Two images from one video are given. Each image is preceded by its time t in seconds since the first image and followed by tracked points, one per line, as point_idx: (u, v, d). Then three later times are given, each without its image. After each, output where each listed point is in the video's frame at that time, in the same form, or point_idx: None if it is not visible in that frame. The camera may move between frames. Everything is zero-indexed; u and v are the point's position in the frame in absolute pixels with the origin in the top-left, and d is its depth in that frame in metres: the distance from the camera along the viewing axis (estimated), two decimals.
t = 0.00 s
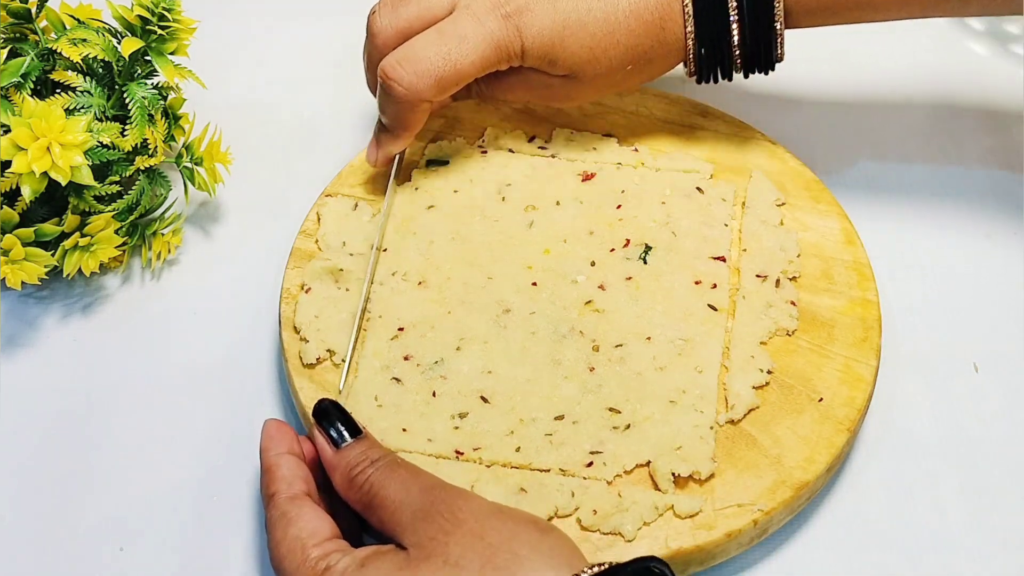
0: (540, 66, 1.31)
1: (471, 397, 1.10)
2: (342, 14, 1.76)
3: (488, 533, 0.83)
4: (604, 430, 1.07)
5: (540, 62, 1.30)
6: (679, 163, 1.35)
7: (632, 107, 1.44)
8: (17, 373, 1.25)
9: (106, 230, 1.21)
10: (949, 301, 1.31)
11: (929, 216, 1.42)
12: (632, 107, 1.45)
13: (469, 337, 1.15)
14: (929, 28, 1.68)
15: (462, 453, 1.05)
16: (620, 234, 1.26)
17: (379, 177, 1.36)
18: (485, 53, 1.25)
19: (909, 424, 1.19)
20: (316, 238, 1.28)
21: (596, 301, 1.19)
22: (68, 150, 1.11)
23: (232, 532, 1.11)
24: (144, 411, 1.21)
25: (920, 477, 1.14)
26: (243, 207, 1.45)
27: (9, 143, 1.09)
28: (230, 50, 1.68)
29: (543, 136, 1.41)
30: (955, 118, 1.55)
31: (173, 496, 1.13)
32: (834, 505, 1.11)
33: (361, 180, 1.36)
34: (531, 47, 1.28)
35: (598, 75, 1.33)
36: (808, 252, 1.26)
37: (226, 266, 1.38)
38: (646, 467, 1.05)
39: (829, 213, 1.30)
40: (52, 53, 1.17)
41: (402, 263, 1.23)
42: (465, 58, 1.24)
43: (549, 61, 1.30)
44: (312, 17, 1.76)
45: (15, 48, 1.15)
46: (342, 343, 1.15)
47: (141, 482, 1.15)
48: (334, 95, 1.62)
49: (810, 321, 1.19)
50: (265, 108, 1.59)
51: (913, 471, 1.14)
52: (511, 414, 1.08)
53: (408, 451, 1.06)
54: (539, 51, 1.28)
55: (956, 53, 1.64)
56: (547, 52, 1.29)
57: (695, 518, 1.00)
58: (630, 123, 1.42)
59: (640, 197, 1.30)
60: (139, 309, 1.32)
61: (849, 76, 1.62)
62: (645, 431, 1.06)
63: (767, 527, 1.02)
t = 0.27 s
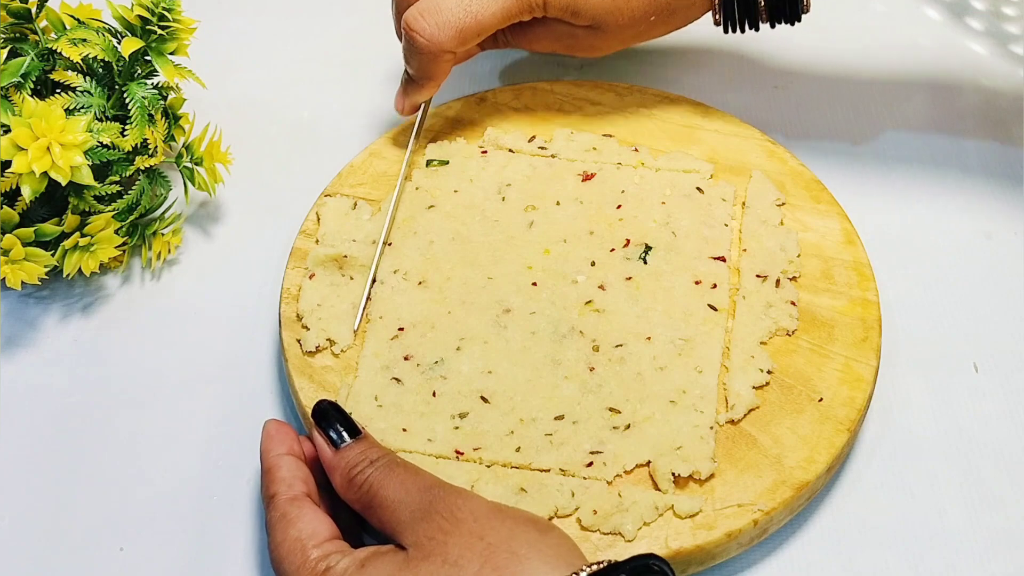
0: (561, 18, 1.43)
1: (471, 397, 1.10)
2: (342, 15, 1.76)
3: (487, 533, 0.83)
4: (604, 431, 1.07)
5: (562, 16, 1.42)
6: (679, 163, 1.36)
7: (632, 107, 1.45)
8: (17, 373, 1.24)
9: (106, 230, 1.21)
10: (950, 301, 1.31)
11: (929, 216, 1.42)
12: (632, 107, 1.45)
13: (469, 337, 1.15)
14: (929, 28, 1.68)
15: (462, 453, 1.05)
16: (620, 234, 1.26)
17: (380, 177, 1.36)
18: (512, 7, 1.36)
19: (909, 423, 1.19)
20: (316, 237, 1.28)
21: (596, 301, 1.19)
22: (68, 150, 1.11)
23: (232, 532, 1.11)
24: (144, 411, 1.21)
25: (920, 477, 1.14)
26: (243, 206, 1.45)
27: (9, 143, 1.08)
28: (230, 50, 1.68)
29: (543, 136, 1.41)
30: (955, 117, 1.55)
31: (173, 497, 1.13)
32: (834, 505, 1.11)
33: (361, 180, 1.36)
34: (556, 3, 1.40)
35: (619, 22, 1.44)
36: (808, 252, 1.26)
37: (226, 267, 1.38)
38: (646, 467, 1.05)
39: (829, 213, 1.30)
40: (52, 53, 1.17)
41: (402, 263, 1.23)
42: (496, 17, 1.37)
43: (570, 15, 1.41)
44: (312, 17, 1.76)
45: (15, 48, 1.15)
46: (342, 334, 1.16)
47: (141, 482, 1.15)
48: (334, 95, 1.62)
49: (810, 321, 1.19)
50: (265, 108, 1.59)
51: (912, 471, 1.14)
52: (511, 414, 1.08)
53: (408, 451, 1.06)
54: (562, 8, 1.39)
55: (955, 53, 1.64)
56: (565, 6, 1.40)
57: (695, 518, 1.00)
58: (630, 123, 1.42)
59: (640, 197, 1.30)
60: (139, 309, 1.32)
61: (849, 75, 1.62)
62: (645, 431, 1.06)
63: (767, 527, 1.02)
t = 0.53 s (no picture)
0: None
1: (471, 397, 1.10)
2: (342, 15, 1.77)
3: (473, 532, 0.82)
4: (604, 431, 1.07)
5: None
6: (679, 162, 1.36)
7: (632, 107, 1.45)
8: (17, 373, 1.24)
9: (106, 230, 1.21)
10: (950, 300, 1.31)
11: (930, 216, 1.42)
12: (632, 107, 1.45)
13: (469, 337, 1.15)
14: (929, 28, 1.68)
15: (462, 453, 1.05)
16: (620, 234, 1.26)
17: (380, 177, 1.36)
18: None
19: (909, 423, 1.19)
20: (316, 237, 1.28)
21: (596, 301, 1.19)
22: (68, 150, 1.11)
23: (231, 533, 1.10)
24: (144, 411, 1.21)
25: (920, 477, 1.14)
26: (243, 206, 1.45)
27: (9, 142, 1.08)
28: (230, 50, 1.68)
29: (543, 136, 1.41)
30: (955, 117, 1.55)
31: (173, 497, 1.13)
32: (834, 505, 1.11)
33: (361, 180, 1.36)
34: None
35: None
36: (808, 252, 1.26)
37: (226, 266, 1.38)
38: (646, 467, 1.05)
39: (828, 213, 1.30)
40: (52, 53, 1.17)
41: (402, 263, 1.23)
42: None
43: None
44: (312, 17, 1.76)
45: (15, 48, 1.15)
46: (342, 334, 1.17)
47: (140, 482, 1.14)
48: (334, 94, 1.62)
49: (810, 321, 1.19)
50: (265, 108, 1.59)
51: (912, 471, 1.14)
52: (510, 414, 1.08)
53: (408, 451, 1.06)
54: None
55: (955, 53, 1.64)
56: None
57: (694, 518, 1.00)
58: (630, 123, 1.43)
59: (640, 197, 1.30)
60: (139, 309, 1.32)
61: (849, 76, 1.62)
62: (645, 431, 1.06)
63: (767, 527, 1.02)
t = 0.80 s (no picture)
0: None
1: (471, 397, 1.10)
2: (342, 14, 1.77)
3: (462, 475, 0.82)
4: (604, 431, 1.07)
5: None
6: (679, 163, 1.36)
7: (632, 107, 1.45)
8: (17, 373, 1.24)
9: (106, 230, 1.21)
10: (950, 300, 1.31)
11: (929, 216, 1.42)
12: (632, 107, 1.45)
13: (469, 337, 1.15)
14: (928, 27, 1.68)
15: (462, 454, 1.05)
16: (620, 234, 1.26)
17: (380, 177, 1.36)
18: None
19: (909, 423, 1.19)
20: (317, 237, 1.28)
21: (596, 301, 1.18)
22: (68, 150, 1.10)
23: (231, 533, 1.10)
24: (144, 411, 1.21)
25: (920, 477, 1.14)
26: (243, 206, 1.45)
27: (9, 142, 1.08)
28: (230, 50, 1.68)
29: (543, 136, 1.41)
30: (955, 117, 1.55)
31: (173, 497, 1.13)
32: (834, 505, 1.11)
33: (361, 180, 1.36)
34: None
35: None
36: (808, 252, 1.26)
37: (225, 266, 1.38)
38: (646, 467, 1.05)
39: (828, 213, 1.30)
40: (52, 53, 1.17)
41: (402, 263, 1.23)
42: None
43: None
44: (311, 17, 1.76)
45: (15, 48, 1.15)
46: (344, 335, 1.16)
47: (140, 482, 1.14)
48: (334, 94, 1.62)
49: (810, 321, 1.19)
50: (265, 108, 1.59)
51: (912, 471, 1.14)
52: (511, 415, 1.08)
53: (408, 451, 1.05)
54: None
55: (955, 53, 1.64)
56: None
57: (694, 518, 1.00)
58: (630, 123, 1.43)
59: (640, 197, 1.30)
60: (139, 309, 1.32)
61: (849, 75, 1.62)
62: (645, 431, 1.06)
63: (767, 527, 1.02)
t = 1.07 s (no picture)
0: None
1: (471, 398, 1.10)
2: (342, 15, 1.77)
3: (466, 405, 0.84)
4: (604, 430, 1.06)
5: None
6: (679, 163, 1.36)
7: (632, 107, 1.45)
8: (17, 373, 1.25)
9: (106, 230, 1.21)
10: (950, 300, 1.31)
11: (930, 216, 1.42)
12: (632, 107, 1.45)
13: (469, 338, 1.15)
14: (928, 27, 1.69)
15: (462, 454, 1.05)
16: (620, 233, 1.26)
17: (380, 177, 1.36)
18: None
19: (909, 423, 1.19)
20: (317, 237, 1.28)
21: (596, 301, 1.18)
22: (68, 150, 1.10)
23: (231, 533, 1.10)
24: (144, 411, 1.21)
25: (920, 477, 1.14)
26: (243, 207, 1.45)
27: (9, 142, 1.08)
28: (230, 50, 1.68)
29: (543, 137, 1.41)
30: (955, 117, 1.55)
31: (173, 496, 1.13)
32: (835, 505, 1.11)
33: (361, 180, 1.36)
34: None
35: None
36: (808, 252, 1.26)
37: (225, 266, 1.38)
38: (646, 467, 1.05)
39: (829, 213, 1.30)
40: (52, 53, 1.17)
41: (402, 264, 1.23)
42: None
43: None
44: (311, 17, 1.76)
45: (15, 48, 1.15)
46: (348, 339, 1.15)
47: (140, 482, 1.14)
48: (334, 94, 1.62)
49: (810, 320, 1.19)
50: (265, 108, 1.59)
51: (912, 471, 1.14)
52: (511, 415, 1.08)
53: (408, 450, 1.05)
54: None
55: (955, 53, 1.64)
56: None
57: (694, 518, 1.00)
58: (630, 123, 1.43)
59: (640, 197, 1.30)
60: (139, 309, 1.32)
61: (849, 75, 1.62)
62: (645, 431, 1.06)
63: (767, 527, 1.02)
